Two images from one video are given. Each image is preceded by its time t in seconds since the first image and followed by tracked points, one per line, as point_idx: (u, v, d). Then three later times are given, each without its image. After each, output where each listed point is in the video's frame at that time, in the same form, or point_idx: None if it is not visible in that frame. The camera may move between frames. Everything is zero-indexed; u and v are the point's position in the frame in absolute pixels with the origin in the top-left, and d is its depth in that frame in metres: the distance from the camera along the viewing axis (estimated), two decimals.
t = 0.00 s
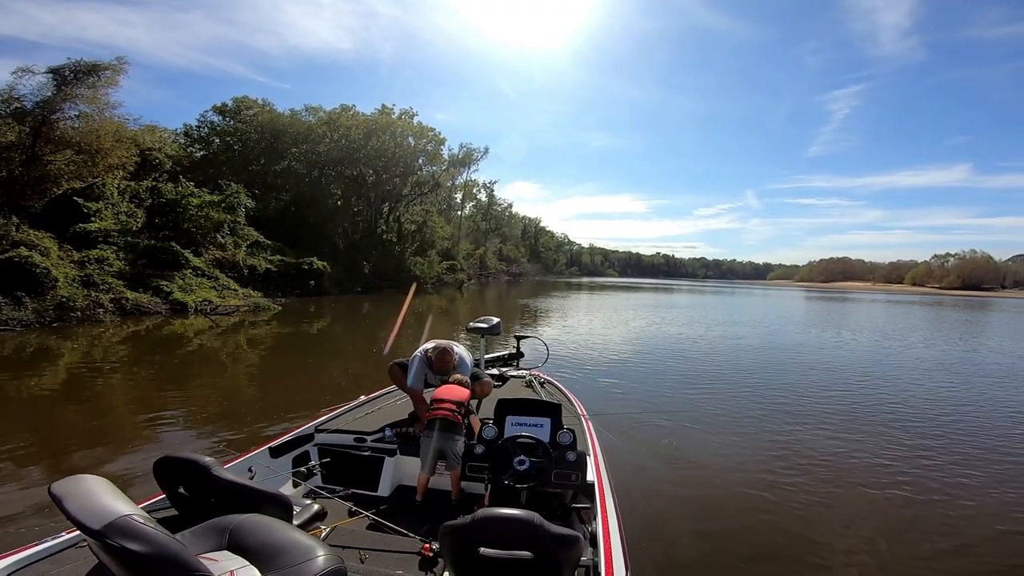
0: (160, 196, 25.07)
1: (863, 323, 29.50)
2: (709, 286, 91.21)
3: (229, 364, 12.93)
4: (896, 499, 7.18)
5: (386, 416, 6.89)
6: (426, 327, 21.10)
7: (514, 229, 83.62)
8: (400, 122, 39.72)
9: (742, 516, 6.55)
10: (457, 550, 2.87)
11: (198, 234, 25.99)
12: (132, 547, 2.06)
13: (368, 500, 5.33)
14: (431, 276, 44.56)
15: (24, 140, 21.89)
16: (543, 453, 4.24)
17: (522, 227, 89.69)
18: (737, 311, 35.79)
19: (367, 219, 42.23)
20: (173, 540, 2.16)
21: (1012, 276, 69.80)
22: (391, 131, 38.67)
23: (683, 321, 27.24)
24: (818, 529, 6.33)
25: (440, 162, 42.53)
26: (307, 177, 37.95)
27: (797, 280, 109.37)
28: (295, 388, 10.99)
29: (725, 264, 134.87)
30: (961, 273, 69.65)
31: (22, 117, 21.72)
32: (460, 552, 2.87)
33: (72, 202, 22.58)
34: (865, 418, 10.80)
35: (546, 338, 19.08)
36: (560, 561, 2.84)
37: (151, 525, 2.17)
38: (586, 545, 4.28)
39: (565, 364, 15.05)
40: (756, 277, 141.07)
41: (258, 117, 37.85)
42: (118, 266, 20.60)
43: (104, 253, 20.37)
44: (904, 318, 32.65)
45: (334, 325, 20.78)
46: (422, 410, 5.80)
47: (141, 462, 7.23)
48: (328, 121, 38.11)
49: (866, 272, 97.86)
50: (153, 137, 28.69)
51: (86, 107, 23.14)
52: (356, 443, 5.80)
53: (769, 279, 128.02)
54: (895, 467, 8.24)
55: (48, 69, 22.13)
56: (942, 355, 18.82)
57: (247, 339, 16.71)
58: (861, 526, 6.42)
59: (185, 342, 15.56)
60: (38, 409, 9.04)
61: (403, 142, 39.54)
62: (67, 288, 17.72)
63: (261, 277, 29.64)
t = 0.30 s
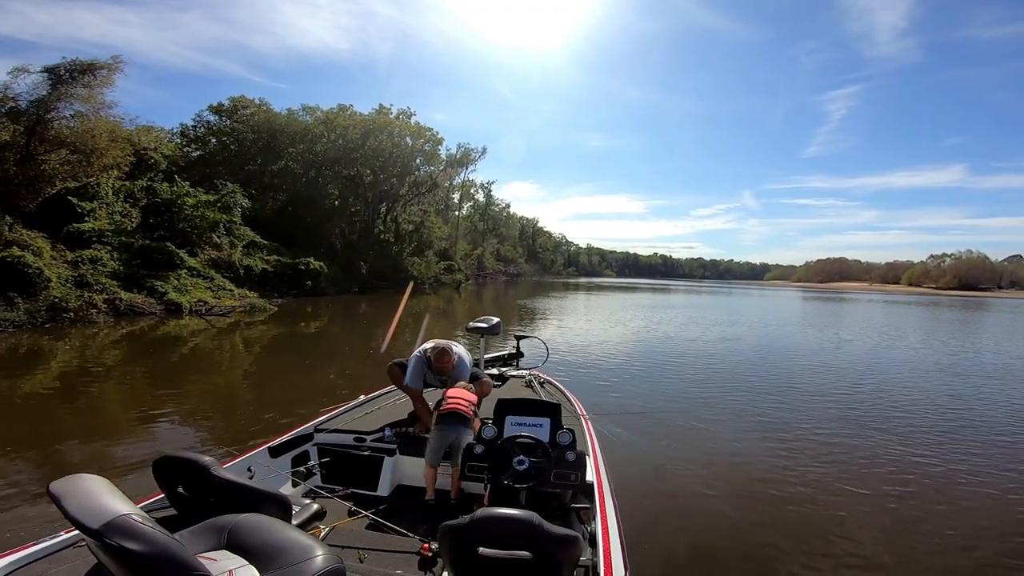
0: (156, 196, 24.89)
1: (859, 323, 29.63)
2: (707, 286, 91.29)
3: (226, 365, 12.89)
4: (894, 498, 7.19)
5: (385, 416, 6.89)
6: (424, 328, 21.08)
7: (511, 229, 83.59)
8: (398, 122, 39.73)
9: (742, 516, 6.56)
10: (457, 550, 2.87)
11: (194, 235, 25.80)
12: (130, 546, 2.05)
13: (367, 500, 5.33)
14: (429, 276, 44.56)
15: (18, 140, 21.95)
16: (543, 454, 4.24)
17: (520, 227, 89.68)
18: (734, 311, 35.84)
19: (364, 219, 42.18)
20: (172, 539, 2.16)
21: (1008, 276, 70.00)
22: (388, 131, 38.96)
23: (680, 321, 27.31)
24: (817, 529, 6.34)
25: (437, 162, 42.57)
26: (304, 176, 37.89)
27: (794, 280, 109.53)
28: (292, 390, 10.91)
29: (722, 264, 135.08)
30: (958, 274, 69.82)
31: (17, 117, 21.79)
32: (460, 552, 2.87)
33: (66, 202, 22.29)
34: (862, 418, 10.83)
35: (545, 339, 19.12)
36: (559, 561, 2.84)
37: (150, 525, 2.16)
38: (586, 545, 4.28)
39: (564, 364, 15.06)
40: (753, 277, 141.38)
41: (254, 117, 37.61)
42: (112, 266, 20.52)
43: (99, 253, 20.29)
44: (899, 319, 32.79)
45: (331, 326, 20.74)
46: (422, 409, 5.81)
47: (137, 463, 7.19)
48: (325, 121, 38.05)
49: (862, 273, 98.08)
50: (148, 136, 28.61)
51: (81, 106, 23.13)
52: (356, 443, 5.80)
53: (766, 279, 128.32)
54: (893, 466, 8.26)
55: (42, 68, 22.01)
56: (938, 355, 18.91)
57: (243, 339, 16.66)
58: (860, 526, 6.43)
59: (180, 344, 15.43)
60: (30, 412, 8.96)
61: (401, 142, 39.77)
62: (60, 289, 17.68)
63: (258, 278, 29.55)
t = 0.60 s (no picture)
0: (150, 196, 24.85)
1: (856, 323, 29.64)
2: (704, 286, 91.35)
3: (222, 366, 12.86)
4: (893, 498, 7.21)
5: (385, 416, 6.89)
6: (421, 328, 21.06)
7: (509, 229, 83.57)
8: (395, 122, 39.67)
9: (741, 516, 6.57)
10: (457, 550, 2.86)
11: (189, 235, 25.80)
12: (131, 547, 2.05)
13: (368, 500, 5.33)
14: (426, 277, 44.54)
15: (12, 139, 21.90)
16: (543, 454, 4.25)
17: (517, 228, 89.63)
18: (732, 311, 35.85)
19: (362, 219, 42.11)
20: (173, 539, 2.16)
21: (1005, 277, 70.06)
22: (385, 131, 38.78)
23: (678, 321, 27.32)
24: (817, 529, 6.34)
25: (435, 162, 42.55)
26: (300, 176, 37.86)
27: (792, 280, 109.60)
28: (289, 391, 10.88)
29: (720, 264, 135.16)
30: (954, 273, 69.88)
31: (11, 117, 21.82)
32: (460, 552, 2.87)
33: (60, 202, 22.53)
34: (860, 417, 10.85)
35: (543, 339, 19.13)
36: (560, 561, 2.84)
37: (151, 525, 2.16)
38: (587, 545, 4.29)
39: (562, 364, 15.07)
40: (751, 277, 141.55)
41: (251, 117, 37.58)
42: (106, 266, 20.48)
43: (92, 253, 20.31)
44: (896, 319, 32.82)
45: (329, 326, 20.73)
46: (422, 410, 5.83)
47: (134, 465, 7.17)
48: (322, 121, 38.01)
49: (859, 273, 98.11)
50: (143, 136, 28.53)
51: (76, 105, 23.14)
52: (356, 443, 5.80)
53: (763, 279, 128.42)
54: (891, 466, 8.28)
55: (37, 67, 22.03)
56: (936, 355, 18.92)
57: (239, 340, 16.62)
58: (860, 527, 6.43)
59: (175, 345, 15.38)
60: (24, 414, 8.93)
61: (398, 142, 39.65)
62: (53, 289, 17.66)
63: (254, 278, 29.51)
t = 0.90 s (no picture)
0: (145, 196, 24.68)
1: (854, 323, 29.67)
2: (702, 286, 91.41)
3: (218, 367, 12.84)
4: (893, 498, 7.22)
5: (386, 416, 6.90)
6: (419, 329, 21.04)
7: (507, 229, 83.49)
8: (393, 122, 39.62)
9: (740, 516, 6.57)
10: (457, 550, 2.86)
11: (185, 235, 25.68)
12: (132, 548, 2.05)
13: (367, 501, 5.34)
14: (425, 277, 44.52)
15: (7, 139, 21.79)
16: (543, 454, 4.25)
17: (515, 228, 89.52)
18: (729, 310, 35.84)
19: (359, 219, 42.05)
20: (173, 540, 2.16)
21: (1002, 277, 70.14)
22: (383, 130, 38.73)
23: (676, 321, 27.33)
24: (817, 528, 6.35)
25: (433, 162, 42.50)
26: (298, 176, 37.81)
27: (789, 280, 109.68)
28: (286, 392, 10.86)
29: (718, 264, 135.24)
30: (951, 274, 70.02)
31: (5, 116, 21.64)
32: (460, 553, 2.87)
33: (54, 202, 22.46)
34: (858, 417, 10.86)
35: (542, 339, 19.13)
36: (560, 561, 2.84)
37: (151, 526, 2.16)
38: (587, 546, 4.29)
39: (561, 365, 15.07)
40: (749, 277, 141.71)
41: (248, 117, 37.54)
42: (100, 267, 20.43)
43: (86, 253, 20.22)
44: (894, 318, 32.87)
45: (326, 327, 20.71)
46: (422, 410, 5.87)
47: (132, 466, 7.16)
48: (319, 121, 37.98)
49: (857, 273, 98.21)
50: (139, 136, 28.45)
51: (71, 104, 23.09)
52: (356, 444, 5.80)
53: (761, 280, 128.53)
54: (890, 465, 8.29)
55: (31, 66, 21.92)
56: (933, 355, 18.95)
57: (235, 341, 16.59)
58: (859, 527, 6.43)
59: (171, 346, 15.33)
60: (20, 416, 8.91)
61: (396, 142, 39.58)
62: (46, 290, 17.58)
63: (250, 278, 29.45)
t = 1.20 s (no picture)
0: (140, 195, 24.58)
1: (851, 322, 29.75)
2: (700, 286, 91.53)
3: (214, 368, 12.82)
4: (891, 497, 7.22)
5: (385, 416, 6.89)
6: (417, 329, 21.04)
7: (505, 229, 83.53)
8: (391, 121, 39.64)
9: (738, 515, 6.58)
10: (457, 550, 2.87)
11: (180, 234, 25.60)
12: (130, 548, 2.04)
13: (367, 501, 5.34)
14: (422, 277, 44.51)
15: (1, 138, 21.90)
16: (543, 454, 4.25)
17: (513, 228, 89.48)
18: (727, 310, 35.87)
19: (357, 219, 42.00)
20: (172, 539, 2.15)
21: (998, 276, 70.38)
22: (381, 130, 38.76)
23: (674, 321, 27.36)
24: (816, 527, 6.36)
25: (431, 161, 42.50)
26: (295, 176, 37.77)
27: (787, 280, 109.82)
28: (283, 394, 10.82)
29: (716, 264, 135.42)
30: (948, 273, 70.22)
31: None
32: (460, 553, 2.87)
33: (49, 202, 22.54)
34: (855, 416, 10.88)
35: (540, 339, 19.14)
36: (560, 561, 2.84)
37: (150, 526, 2.16)
38: (586, 546, 4.30)
39: (560, 365, 15.09)
40: (746, 277, 141.98)
41: (244, 116, 37.49)
42: (94, 267, 20.41)
43: (80, 253, 20.19)
44: (890, 318, 32.97)
45: (324, 327, 20.68)
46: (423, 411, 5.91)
47: (128, 467, 7.13)
48: (317, 120, 37.97)
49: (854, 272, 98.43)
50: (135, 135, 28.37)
51: (65, 103, 22.84)
52: (356, 444, 5.80)
53: (758, 279, 128.74)
54: (888, 465, 8.30)
55: (25, 65, 21.87)
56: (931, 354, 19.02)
57: (232, 342, 16.56)
58: (858, 525, 6.45)
59: (167, 347, 15.29)
60: (14, 417, 8.89)
61: (393, 141, 39.57)
62: (39, 291, 17.50)
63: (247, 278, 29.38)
